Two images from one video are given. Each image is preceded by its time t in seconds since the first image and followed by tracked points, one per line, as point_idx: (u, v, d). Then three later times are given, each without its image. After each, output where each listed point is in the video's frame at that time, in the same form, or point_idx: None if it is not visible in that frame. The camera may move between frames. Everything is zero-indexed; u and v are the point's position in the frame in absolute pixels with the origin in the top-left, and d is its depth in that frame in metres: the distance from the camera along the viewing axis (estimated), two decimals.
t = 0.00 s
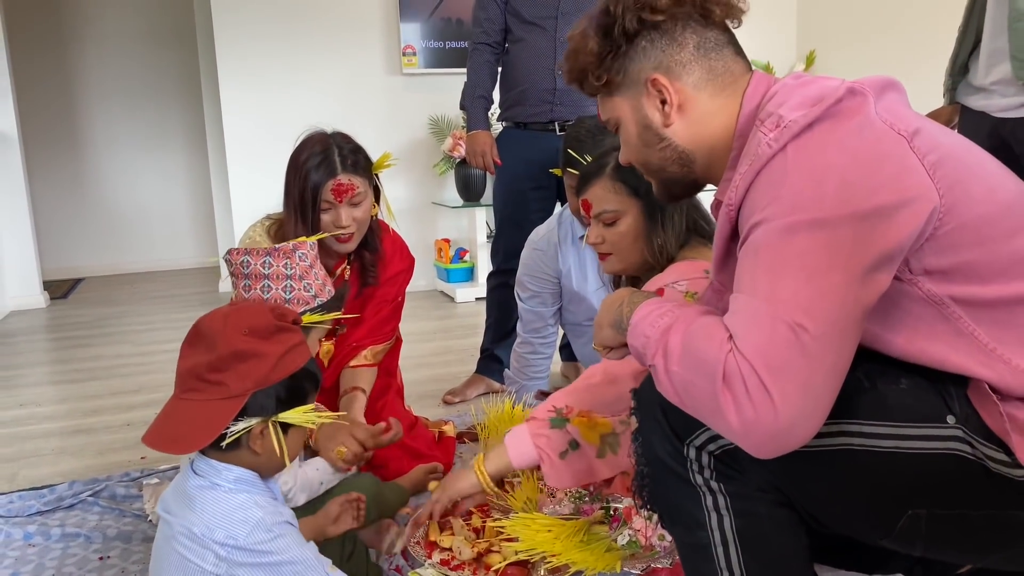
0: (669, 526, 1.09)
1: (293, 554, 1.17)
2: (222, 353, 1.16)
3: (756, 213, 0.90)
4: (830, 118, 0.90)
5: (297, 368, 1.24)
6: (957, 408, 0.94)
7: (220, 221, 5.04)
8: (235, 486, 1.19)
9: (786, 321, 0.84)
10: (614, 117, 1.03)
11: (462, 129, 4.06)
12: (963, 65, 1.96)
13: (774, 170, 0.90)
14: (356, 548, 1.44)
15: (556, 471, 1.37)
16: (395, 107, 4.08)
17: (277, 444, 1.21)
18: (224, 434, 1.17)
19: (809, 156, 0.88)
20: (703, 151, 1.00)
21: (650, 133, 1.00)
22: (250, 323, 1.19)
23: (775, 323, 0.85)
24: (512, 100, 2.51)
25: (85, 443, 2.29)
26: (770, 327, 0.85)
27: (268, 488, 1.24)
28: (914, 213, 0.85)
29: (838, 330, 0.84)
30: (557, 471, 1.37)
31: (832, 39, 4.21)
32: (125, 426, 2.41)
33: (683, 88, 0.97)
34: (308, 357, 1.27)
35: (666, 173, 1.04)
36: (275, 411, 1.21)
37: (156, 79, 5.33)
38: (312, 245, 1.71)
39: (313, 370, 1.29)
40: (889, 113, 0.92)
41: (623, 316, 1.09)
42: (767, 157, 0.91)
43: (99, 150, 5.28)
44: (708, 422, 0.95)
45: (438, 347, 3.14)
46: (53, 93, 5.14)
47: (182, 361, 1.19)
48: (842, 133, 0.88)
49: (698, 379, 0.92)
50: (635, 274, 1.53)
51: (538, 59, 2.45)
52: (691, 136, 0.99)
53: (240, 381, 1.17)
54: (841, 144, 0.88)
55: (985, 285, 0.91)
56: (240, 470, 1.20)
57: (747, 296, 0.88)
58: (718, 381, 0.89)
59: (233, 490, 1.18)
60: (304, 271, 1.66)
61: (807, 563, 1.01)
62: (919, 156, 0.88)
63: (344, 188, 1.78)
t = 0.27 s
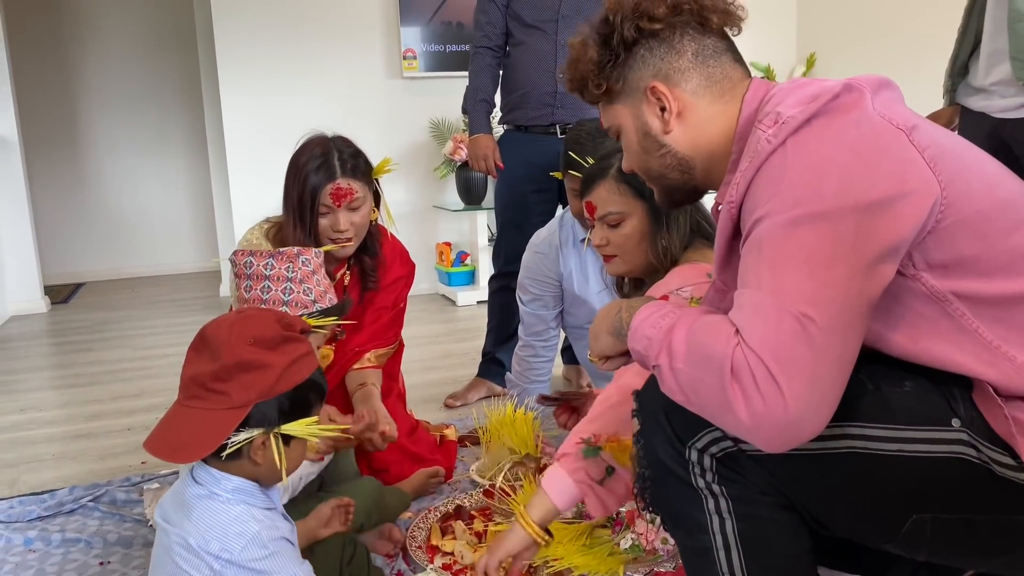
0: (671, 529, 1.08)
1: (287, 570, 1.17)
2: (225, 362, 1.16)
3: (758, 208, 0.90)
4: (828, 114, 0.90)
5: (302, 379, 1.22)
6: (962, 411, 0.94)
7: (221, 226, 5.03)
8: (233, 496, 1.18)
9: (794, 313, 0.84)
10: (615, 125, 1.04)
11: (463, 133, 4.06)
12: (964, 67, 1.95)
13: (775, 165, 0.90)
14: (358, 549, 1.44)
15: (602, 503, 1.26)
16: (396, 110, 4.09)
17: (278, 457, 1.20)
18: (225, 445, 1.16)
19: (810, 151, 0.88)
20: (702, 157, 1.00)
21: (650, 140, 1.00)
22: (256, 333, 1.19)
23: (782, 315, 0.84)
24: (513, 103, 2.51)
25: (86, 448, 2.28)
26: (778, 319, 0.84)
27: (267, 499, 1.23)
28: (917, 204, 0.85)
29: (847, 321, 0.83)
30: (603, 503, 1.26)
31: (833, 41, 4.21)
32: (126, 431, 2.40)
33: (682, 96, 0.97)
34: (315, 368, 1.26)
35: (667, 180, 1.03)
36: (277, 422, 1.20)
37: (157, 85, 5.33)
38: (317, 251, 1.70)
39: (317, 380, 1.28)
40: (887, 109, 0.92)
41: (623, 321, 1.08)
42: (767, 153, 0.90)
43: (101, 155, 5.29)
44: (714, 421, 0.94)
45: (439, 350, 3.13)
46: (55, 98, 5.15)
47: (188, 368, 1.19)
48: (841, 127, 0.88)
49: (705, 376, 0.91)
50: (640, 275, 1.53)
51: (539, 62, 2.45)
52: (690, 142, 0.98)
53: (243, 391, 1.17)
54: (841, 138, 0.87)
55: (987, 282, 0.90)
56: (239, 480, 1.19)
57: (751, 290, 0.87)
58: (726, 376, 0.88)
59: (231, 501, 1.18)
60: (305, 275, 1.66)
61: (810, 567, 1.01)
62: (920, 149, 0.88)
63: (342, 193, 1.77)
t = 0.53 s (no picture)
0: (675, 530, 1.08)
1: None
2: (221, 365, 1.17)
3: (766, 207, 0.90)
4: (834, 113, 0.91)
5: (299, 396, 1.20)
6: (968, 413, 0.94)
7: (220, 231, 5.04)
8: (230, 505, 1.19)
9: (804, 309, 0.84)
10: (621, 121, 1.04)
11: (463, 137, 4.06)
12: (962, 69, 1.96)
13: (783, 163, 0.90)
14: (356, 554, 1.45)
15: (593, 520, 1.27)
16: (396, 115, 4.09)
17: (266, 469, 1.18)
18: (211, 447, 1.16)
19: (818, 148, 0.88)
20: (708, 158, 1.00)
21: (656, 138, 1.00)
22: (256, 341, 1.19)
23: (793, 312, 0.84)
24: (513, 107, 2.51)
25: (86, 453, 2.28)
26: (789, 316, 0.84)
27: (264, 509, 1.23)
28: (924, 200, 0.85)
29: (858, 317, 0.83)
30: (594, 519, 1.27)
31: (831, 45, 4.22)
32: (126, 436, 2.40)
33: (690, 94, 0.97)
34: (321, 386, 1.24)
35: (671, 180, 1.03)
36: (265, 434, 1.17)
37: (156, 90, 5.34)
38: (296, 247, 1.68)
39: (323, 401, 1.24)
40: (893, 108, 0.93)
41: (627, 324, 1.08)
42: (775, 152, 0.91)
43: (100, 160, 5.29)
44: (725, 420, 0.93)
45: (439, 354, 3.13)
46: (54, 104, 5.16)
47: (194, 368, 1.21)
48: (848, 126, 0.89)
49: (716, 374, 0.91)
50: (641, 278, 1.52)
51: (538, 66, 2.45)
52: (696, 141, 0.99)
53: (235, 397, 1.16)
54: (848, 136, 0.88)
55: (996, 280, 0.90)
56: (235, 488, 1.19)
57: (761, 287, 0.87)
58: (738, 373, 0.88)
59: (227, 510, 1.18)
60: (284, 270, 1.62)
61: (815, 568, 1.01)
62: (926, 147, 0.88)
63: (340, 201, 1.77)
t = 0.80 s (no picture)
0: (674, 537, 1.08)
1: None
2: (214, 375, 1.18)
3: (768, 213, 0.90)
4: (834, 119, 0.91)
5: (291, 409, 1.20)
6: (966, 419, 0.94)
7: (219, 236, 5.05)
8: (225, 514, 1.19)
9: (808, 315, 0.84)
10: (622, 119, 1.04)
11: (461, 142, 4.07)
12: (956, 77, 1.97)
13: (785, 170, 0.90)
14: (354, 560, 1.43)
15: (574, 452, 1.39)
16: (394, 121, 4.10)
17: (259, 482, 1.18)
18: (202, 456, 1.17)
19: (819, 155, 0.89)
20: (707, 161, 1.01)
21: (657, 138, 1.01)
22: (251, 353, 1.19)
23: (797, 317, 0.84)
24: (511, 113, 2.52)
25: (84, 461, 2.28)
26: (794, 322, 0.84)
27: (260, 519, 1.23)
28: (924, 206, 0.85)
29: (862, 322, 0.84)
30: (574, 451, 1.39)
31: (827, 50, 4.23)
32: (125, 443, 2.41)
33: (694, 96, 0.98)
34: (315, 398, 1.24)
35: (667, 180, 1.04)
36: (256, 446, 1.17)
37: (155, 97, 5.35)
38: (285, 254, 1.67)
39: (316, 414, 1.24)
40: (891, 114, 0.93)
41: (624, 330, 1.08)
42: (775, 158, 0.91)
43: (99, 166, 5.30)
44: (728, 426, 0.94)
45: (438, 359, 3.14)
46: (53, 111, 5.16)
47: (190, 377, 1.23)
48: (848, 132, 0.89)
49: (720, 380, 0.91)
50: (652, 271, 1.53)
51: (536, 73, 2.46)
52: (699, 143, 0.99)
53: (225, 408, 1.17)
54: (849, 142, 0.88)
55: (994, 286, 0.91)
56: (230, 498, 1.19)
57: (764, 293, 0.88)
58: (743, 379, 0.89)
59: (222, 519, 1.18)
60: (272, 278, 1.61)
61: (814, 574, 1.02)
62: (924, 152, 0.89)
63: (344, 208, 1.77)
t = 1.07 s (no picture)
0: (673, 541, 1.08)
1: None
2: (212, 384, 1.18)
3: (765, 216, 0.90)
4: (829, 122, 0.91)
5: (289, 417, 1.19)
6: (965, 420, 0.95)
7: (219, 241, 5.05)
8: (224, 521, 1.19)
9: (807, 318, 0.84)
10: (622, 117, 1.04)
11: (461, 145, 4.07)
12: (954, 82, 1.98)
13: (781, 172, 0.90)
14: (354, 564, 1.43)
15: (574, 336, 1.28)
16: (394, 125, 4.10)
17: (257, 488, 1.18)
18: (199, 464, 1.17)
19: (815, 158, 0.89)
20: (706, 162, 1.01)
21: (657, 138, 1.00)
22: (249, 361, 1.19)
23: (796, 320, 0.84)
24: (510, 117, 2.52)
25: (84, 466, 2.28)
26: (793, 325, 0.84)
27: (260, 525, 1.23)
28: (921, 208, 0.85)
29: (861, 324, 0.83)
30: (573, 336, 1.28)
31: (827, 52, 4.23)
32: (125, 449, 2.40)
33: (696, 97, 0.98)
34: (314, 407, 1.23)
35: (666, 180, 1.04)
36: (253, 454, 1.17)
37: (155, 102, 5.36)
38: (279, 260, 1.67)
39: (315, 423, 1.23)
40: (885, 116, 0.93)
41: (621, 334, 1.07)
42: (772, 160, 0.91)
43: (99, 171, 5.30)
44: (728, 429, 0.93)
45: (439, 363, 3.13)
46: (53, 116, 5.16)
47: (189, 383, 1.22)
48: (844, 134, 0.89)
49: (719, 384, 0.91)
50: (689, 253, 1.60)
51: (535, 76, 2.46)
52: (700, 143, 0.99)
53: (223, 416, 1.17)
54: (844, 145, 0.88)
55: (993, 286, 0.91)
56: (228, 504, 1.19)
57: (762, 296, 0.87)
58: (742, 382, 0.88)
59: (220, 525, 1.18)
60: (265, 285, 1.61)
61: None
62: (919, 154, 0.89)
63: (345, 212, 1.78)
